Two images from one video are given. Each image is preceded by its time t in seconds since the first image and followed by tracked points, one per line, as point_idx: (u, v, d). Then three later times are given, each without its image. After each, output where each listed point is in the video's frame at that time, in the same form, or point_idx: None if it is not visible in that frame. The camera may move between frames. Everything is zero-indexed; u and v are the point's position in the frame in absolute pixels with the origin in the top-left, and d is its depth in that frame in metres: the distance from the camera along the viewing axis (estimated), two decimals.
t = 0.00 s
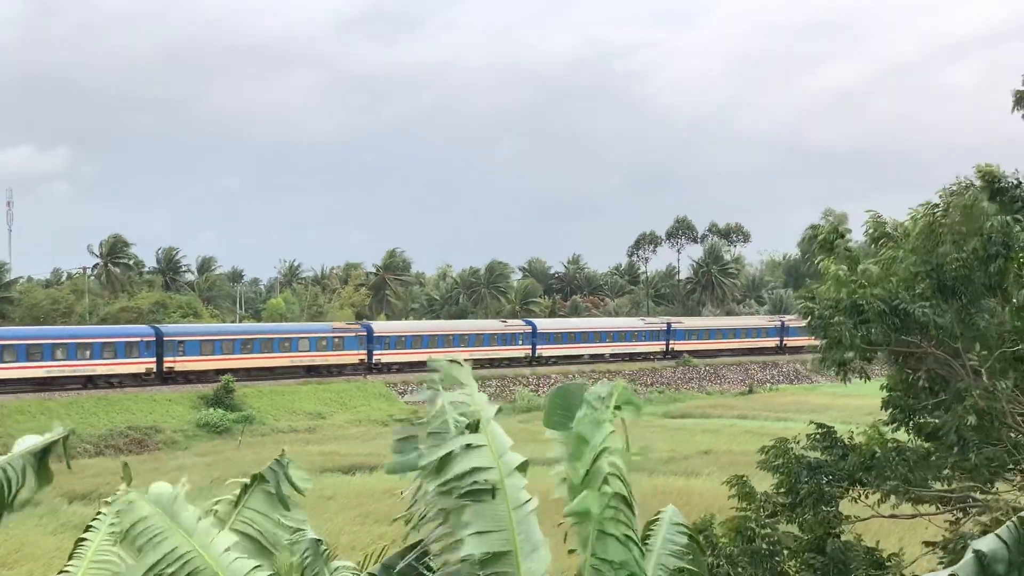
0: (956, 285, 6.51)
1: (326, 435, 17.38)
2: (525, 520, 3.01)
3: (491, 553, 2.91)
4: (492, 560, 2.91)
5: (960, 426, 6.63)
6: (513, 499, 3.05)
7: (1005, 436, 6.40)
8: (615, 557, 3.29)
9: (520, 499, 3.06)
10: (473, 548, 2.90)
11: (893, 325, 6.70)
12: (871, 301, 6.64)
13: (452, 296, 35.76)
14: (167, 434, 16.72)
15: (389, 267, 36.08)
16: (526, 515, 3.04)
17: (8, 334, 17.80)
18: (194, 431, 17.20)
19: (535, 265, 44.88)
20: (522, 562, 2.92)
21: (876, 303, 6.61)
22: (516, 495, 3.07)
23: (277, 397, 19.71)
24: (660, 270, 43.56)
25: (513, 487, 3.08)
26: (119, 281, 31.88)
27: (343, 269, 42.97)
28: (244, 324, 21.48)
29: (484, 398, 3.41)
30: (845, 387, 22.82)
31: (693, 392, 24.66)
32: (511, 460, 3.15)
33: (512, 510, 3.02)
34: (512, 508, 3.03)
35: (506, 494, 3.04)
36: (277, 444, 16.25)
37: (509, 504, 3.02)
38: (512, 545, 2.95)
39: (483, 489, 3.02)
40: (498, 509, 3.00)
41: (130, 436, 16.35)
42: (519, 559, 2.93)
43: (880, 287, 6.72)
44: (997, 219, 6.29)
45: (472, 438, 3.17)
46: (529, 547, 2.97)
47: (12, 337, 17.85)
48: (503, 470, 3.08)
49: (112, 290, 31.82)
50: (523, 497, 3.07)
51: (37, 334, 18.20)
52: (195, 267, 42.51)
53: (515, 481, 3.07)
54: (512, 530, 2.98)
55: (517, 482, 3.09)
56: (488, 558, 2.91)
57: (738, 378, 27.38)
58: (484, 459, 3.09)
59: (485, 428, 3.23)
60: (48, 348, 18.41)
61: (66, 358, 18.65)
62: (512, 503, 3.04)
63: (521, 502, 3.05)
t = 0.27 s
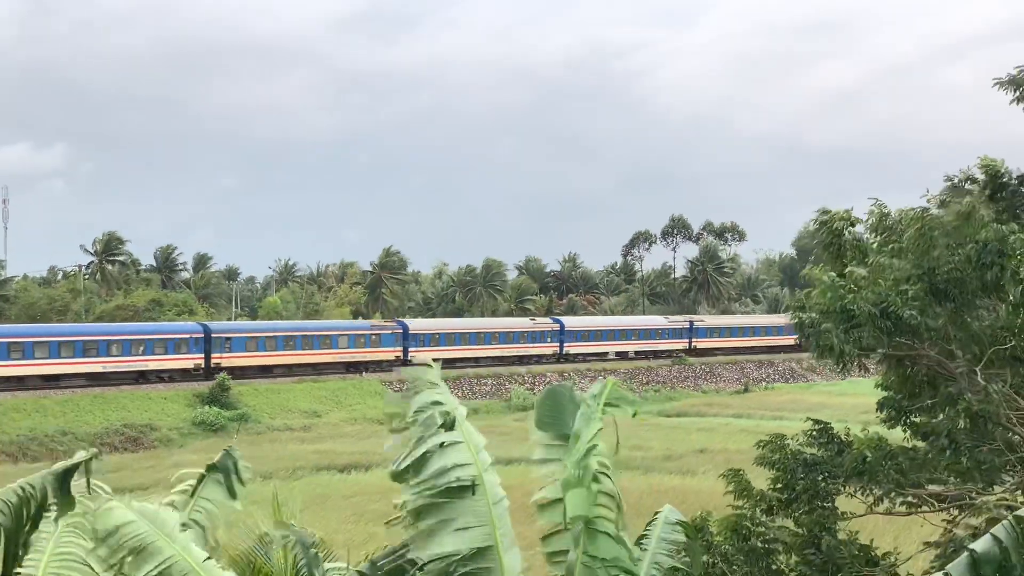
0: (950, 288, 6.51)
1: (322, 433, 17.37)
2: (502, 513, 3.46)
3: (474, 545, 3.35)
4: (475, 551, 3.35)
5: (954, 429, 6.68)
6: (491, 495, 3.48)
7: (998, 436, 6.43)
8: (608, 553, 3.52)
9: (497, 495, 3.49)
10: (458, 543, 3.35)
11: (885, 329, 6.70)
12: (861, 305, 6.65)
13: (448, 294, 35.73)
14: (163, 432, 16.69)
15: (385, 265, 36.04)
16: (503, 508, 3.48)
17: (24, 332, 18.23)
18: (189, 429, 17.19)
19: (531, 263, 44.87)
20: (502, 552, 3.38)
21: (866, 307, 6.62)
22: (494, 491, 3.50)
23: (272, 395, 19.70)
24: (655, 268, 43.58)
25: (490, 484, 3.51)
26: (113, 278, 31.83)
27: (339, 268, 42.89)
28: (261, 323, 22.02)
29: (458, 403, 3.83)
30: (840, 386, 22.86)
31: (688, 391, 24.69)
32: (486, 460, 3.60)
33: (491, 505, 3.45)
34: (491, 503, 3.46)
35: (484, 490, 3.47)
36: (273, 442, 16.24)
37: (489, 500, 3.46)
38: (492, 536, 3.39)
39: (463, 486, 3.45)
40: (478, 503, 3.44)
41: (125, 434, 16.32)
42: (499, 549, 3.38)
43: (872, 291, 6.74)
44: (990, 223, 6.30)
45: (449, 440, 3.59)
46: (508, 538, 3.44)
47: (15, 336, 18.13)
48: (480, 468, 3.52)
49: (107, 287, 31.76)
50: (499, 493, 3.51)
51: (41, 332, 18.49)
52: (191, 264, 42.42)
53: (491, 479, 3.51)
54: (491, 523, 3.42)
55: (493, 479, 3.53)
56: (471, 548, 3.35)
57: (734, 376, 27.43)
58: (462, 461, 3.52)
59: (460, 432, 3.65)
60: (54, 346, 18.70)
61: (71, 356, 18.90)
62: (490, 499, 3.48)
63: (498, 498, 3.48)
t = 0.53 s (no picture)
0: (946, 289, 6.56)
1: (316, 431, 17.34)
2: (489, 515, 3.46)
3: (458, 548, 3.35)
4: (459, 553, 3.35)
5: (948, 428, 6.73)
6: (480, 497, 3.48)
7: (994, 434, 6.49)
8: (585, 553, 3.47)
9: (486, 497, 3.50)
10: (439, 544, 3.34)
11: (883, 330, 6.78)
12: (858, 309, 6.73)
13: (444, 293, 35.72)
14: (157, 431, 16.65)
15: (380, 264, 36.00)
16: (492, 509, 3.49)
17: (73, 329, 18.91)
18: (183, 428, 17.15)
19: (527, 262, 44.91)
20: (489, 555, 3.37)
21: (863, 310, 6.70)
22: (482, 492, 3.51)
23: (267, 394, 19.67)
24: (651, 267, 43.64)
25: (478, 486, 3.52)
26: (108, 276, 31.75)
27: (334, 266, 42.81)
28: (297, 319, 22.56)
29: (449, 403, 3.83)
30: (834, 385, 22.94)
31: (683, 390, 24.74)
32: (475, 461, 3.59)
33: (478, 507, 3.47)
34: (479, 504, 3.47)
35: (471, 492, 3.47)
36: (267, 440, 16.22)
37: (476, 502, 3.47)
38: (478, 538, 3.40)
39: (450, 488, 3.46)
40: (465, 505, 3.45)
41: (119, 432, 16.27)
42: (484, 551, 3.37)
43: (868, 294, 6.81)
44: (990, 222, 6.32)
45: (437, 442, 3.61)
46: (494, 540, 3.44)
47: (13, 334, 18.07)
48: (468, 468, 3.54)
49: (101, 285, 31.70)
50: (487, 494, 3.52)
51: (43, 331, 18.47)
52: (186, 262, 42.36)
53: (479, 480, 3.51)
54: (478, 525, 3.42)
55: (481, 480, 3.54)
56: (454, 551, 3.35)
57: (728, 375, 27.49)
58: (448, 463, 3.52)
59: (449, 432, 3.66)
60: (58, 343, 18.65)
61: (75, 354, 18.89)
62: (478, 500, 3.48)
63: (485, 499, 3.49)
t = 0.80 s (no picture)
0: (946, 287, 6.61)
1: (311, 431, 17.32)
2: (491, 513, 3.31)
3: (453, 544, 3.21)
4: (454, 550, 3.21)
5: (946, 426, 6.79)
6: (481, 495, 3.33)
7: (990, 431, 6.51)
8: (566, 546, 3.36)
9: (489, 496, 3.35)
10: (437, 539, 3.21)
11: (884, 327, 6.82)
12: (862, 306, 6.76)
13: (439, 292, 35.70)
14: (152, 430, 16.60)
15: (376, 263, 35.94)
16: (494, 509, 3.33)
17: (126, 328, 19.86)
18: (178, 427, 17.11)
19: (522, 262, 44.92)
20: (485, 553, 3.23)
21: (866, 307, 6.71)
22: (483, 493, 3.35)
23: (262, 394, 19.63)
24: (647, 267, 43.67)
25: (480, 485, 3.36)
26: (102, 276, 31.68)
27: (330, 265, 42.75)
28: (336, 319, 23.16)
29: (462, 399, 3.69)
30: (829, 385, 22.97)
31: (678, 390, 24.77)
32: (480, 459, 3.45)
33: (481, 505, 3.33)
34: (480, 503, 3.33)
35: (472, 490, 3.34)
36: (263, 440, 16.21)
37: (479, 500, 3.33)
38: (476, 537, 3.26)
39: (450, 484, 3.35)
40: (466, 503, 3.32)
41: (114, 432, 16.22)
42: (479, 550, 3.22)
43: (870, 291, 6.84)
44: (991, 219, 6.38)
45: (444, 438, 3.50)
46: (494, 540, 3.28)
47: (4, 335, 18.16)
48: (471, 465, 3.41)
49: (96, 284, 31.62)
50: (490, 493, 3.36)
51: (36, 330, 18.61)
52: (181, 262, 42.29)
53: (481, 479, 3.35)
54: (480, 525, 3.28)
55: (484, 479, 3.38)
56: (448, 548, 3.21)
57: (724, 375, 27.52)
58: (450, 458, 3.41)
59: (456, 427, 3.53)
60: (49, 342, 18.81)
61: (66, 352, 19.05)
62: (478, 499, 3.33)
63: (489, 497, 3.34)
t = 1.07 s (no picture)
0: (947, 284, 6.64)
1: (307, 431, 17.29)
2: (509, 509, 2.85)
3: (470, 538, 2.82)
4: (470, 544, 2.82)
5: (947, 424, 6.81)
6: (504, 486, 2.90)
7: (988, 429, 6.56)
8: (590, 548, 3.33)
9: (513, 487, 2.90)
10: (453, 530, 2.83)
11: (883, 323, 6.75)
12: (863, 300, 6.69)
13: (435, 293, 35.70)
14: (148, 431, 16.56)
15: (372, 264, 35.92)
16: (519, 504, 2.87)
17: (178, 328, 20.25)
18: (175, 428, 17.08)
19: (519, 262, 44.95)
20: (506, 549, 2.80)
21: (868, 301, 6.65)
22: (508, 483, 2.91)
23: (259, 394, 19.61)
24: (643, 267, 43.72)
25: (505, 474, 2.92)
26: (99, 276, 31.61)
27: (326, 266, 42.71)
28: (373, 320, 23.81)
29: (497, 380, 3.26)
30: (825, 386, 23.03)
31: (674, 390, 24.80)
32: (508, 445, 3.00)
33: (501, 499, 2.88)
34: (502, 494, 2.89)
35: (494, 480, 2.91)
36: (259, 440, 16.19)
37: (501, 493, 2.90)
38: (495, 532, 2.83)
39: (472, 474, 2.96)
40: (487, 494, 2.89)
41: (110, 432, 16.19)
42: (498, 548, 2.80)
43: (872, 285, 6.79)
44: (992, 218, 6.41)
45: (472, 422, 3.10)
46: (515, 539, 2.82)
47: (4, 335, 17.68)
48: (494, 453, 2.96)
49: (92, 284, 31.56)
50: (515, 485, 2.90)
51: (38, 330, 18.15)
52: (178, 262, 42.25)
53: (504, 469, 2.92)
54: (497, 519, 2.84)
55: (509, 468, 2.94)
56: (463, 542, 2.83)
57: (720, 376, 27.56)
58: (472, 443, 3.01)
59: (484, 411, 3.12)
60: (49, 343, 18.38)
61: (66, 353, 18.67)
62: (502, 489, 2.90)
63: (510, 491, 2.89)
